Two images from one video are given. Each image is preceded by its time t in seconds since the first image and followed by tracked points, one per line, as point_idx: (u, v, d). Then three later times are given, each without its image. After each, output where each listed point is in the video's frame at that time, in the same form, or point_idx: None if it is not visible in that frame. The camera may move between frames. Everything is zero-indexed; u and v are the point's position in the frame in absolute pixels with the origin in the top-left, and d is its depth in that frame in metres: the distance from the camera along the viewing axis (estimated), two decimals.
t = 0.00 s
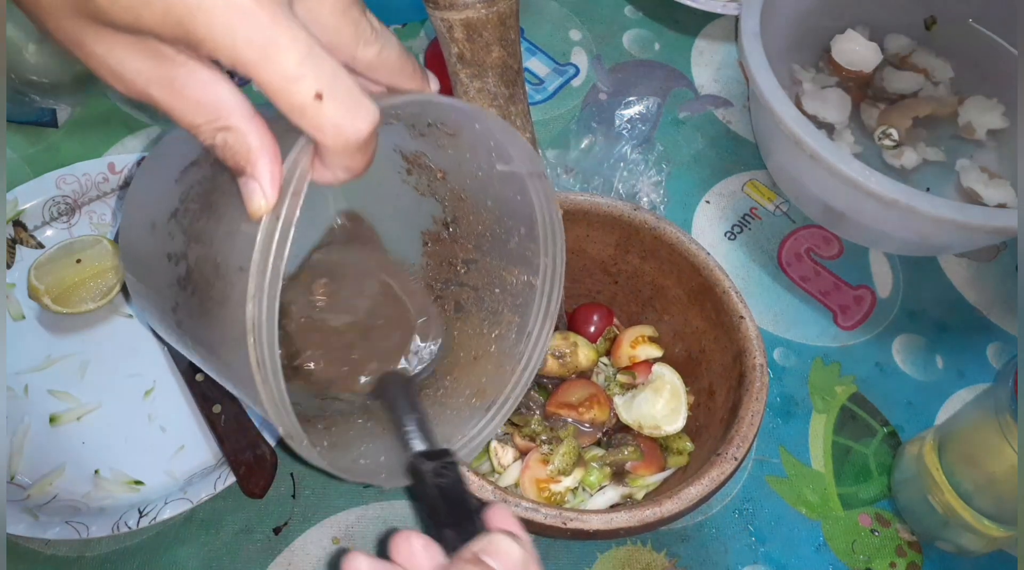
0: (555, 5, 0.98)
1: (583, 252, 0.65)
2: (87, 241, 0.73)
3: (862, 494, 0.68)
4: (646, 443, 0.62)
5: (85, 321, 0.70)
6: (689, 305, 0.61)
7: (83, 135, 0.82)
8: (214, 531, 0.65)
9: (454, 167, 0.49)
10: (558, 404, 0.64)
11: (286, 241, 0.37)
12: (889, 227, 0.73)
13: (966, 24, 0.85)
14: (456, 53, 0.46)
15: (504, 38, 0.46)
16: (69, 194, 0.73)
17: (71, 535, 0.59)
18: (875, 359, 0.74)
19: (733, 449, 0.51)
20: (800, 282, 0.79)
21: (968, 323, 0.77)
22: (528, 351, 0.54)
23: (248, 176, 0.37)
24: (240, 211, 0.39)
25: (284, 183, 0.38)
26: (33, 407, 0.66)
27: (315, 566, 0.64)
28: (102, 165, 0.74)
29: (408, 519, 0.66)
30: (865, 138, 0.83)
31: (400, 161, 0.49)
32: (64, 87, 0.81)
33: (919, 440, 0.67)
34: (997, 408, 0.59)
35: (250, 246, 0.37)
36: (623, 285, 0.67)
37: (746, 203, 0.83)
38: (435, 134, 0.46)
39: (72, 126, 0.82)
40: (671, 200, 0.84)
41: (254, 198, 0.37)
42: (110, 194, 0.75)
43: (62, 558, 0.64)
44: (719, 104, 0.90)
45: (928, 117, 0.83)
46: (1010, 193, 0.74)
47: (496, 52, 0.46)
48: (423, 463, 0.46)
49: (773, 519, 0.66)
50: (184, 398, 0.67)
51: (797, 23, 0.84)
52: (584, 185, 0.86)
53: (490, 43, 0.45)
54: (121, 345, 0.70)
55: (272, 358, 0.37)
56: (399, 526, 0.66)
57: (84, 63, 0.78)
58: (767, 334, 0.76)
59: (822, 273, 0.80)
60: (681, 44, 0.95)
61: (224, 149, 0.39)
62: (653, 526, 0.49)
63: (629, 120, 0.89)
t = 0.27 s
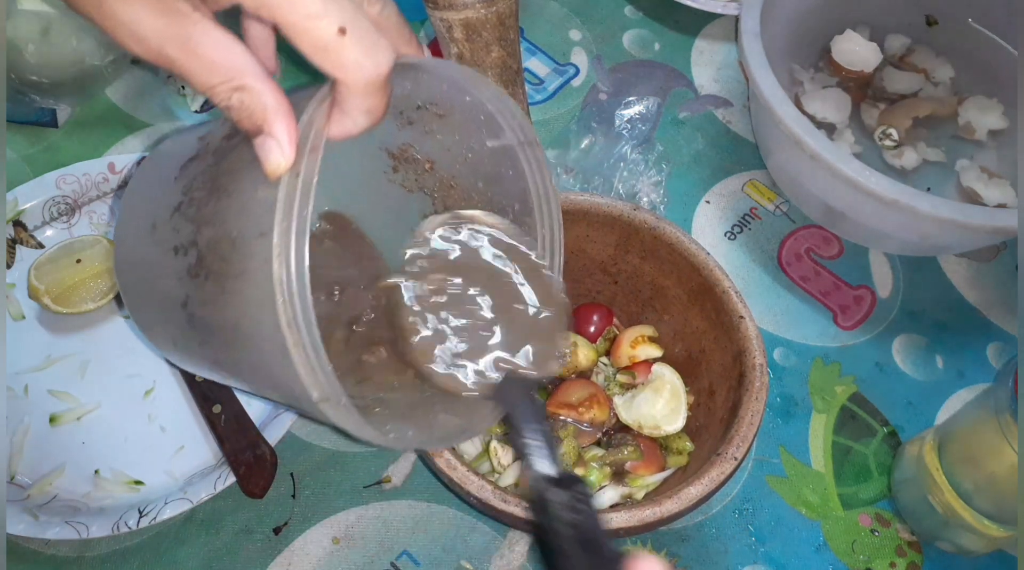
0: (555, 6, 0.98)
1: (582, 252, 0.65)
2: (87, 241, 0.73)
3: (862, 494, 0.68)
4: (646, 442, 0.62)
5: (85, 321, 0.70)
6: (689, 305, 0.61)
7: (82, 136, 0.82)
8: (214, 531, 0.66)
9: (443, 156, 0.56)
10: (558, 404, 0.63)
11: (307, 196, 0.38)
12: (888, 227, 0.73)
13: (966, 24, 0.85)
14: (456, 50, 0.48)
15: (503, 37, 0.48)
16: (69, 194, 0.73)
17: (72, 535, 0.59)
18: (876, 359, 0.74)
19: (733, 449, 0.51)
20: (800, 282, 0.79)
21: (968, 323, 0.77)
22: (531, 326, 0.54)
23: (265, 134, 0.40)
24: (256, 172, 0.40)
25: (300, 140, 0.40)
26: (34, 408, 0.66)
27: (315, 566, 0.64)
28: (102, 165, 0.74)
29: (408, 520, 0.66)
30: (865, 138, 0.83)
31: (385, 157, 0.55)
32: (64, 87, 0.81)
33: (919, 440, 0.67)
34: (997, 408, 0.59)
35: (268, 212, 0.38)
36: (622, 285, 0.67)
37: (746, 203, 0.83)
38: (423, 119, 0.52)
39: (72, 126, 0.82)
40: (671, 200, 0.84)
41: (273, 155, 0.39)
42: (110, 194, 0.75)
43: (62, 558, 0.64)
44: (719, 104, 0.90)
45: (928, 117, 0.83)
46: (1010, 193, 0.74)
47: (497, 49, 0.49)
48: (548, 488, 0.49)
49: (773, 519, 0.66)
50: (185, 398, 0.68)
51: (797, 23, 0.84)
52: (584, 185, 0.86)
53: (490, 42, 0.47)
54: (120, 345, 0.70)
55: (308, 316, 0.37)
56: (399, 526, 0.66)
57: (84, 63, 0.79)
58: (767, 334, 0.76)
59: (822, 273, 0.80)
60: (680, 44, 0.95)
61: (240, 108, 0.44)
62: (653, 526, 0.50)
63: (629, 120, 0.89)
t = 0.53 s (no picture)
0: (555, 6, 0.98)
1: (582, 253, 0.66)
2: (87, 241, 0.73)
3: (861, 494, 0.68)
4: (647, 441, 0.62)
5: (85, 321, 0.70)
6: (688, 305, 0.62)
7: (82, 136, 0.82)
8: (214, 532, 0.65)
9: (410, 146, 0.52)
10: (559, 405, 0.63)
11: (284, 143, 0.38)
12: (888, 228, 0.74)
13: (966, 24, 0.85)
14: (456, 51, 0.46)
15: (503, 38, 0.46)
16: (69, 194, 0.73)
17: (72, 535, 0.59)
18: (876, 359, 0.74)
19: (733, 449, 0.51)
20: (800, 282, 0.79)
21: (968, 323, 0.77)
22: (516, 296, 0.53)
23: (242, 91, 0.41)
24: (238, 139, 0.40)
25: (273, 93, 0.41)
26: (34, 407, 0.66)
27: (315, 566, 0.64)
28: (102, 165, 0.74)
29: (408, 520, 0.66)
30: (865, 138, 0.83)
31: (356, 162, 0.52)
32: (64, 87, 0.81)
33: (918, 440, 0.67)
34: (997, 409, 0.60)
35: (247, 165, 0.38)
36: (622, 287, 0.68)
37: (746, 203, 0.83)
38: (386, 107, 0.48)
39: (71, 126, 0.82)
40: (672, 200, 0.84)
41: (248, 107, 0.40)
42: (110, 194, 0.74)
43: (62, 558, 0.64)
44: (719, 104, 0.90)
45: (928, 117, 0.83)
46: (1010, 193, 0.74)
47: (496, 50, 0.46)
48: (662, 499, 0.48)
49: (773, 519, 0.66)
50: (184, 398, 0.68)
51: (798, 23, 0.84)
52: (584, 185, 0.86)
53: (490, 43, 0.45)
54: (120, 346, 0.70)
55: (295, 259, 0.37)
56: (399, 526, 0.66)
57: (84, 63, 0.79)
58: (768, 334, 0.76)
59: (822, 273, 0.80)
60: (680, 44, 0.95)
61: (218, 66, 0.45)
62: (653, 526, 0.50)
63: (629, 120, 0.89)
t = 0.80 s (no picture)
0: (554, 6, 0.98)
1: (582, 252, 0.65)
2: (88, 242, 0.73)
3: (862, 494, 0.68)
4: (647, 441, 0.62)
5: (85, 321, 0.70)
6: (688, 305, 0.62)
7: (82, 136, 0.82)
8: (214, 532, 0.65)
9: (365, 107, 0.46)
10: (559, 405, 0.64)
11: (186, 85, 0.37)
12: (888, 228, 0.74)
13: (966, 25, 0.85)
14: (455, 53, 0.45)
15: (504, 38, 0.45)
16: (69, 194, 0.73)
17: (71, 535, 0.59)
18: (876, 359, 0.74)
19: (733, 449, 0.51)
20: (800, 282, 0.79)
21: (968, 323, 0.77)
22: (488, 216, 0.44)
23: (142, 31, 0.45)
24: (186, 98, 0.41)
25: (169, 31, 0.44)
26: (34, 407, 0.66)
27: (315, 565, 0.64)
28: (102, 165, 0.74)
29: (408, 520, 0.66)
30: (865, 138, 0.83)
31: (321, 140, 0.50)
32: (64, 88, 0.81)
33: (919, 440, 0.67)
34: (997, 408, 0.60)
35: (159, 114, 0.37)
36: (622, 286, 0.67)
37: (746, 203, 0.83)
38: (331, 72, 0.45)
39: (72, 126, 0.82)
40: (671, 200, 0.84)
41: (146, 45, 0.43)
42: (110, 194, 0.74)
43: (63, 557, 0.64)
44: (719, 104, 0.90)
45: (928, 117, 0.83)
46: (1010, 193, 0.74)
47: (496, 51, 0.46)
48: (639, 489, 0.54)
49: (773, 519, 0.66)
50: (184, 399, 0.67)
51: (798, 23, 0.84)
52: (583, 185, 0.86)
53: (490, 43, 0.45)
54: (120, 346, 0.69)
55: (218, 191, 0.37)
56: (399, 525, 0.66)
57: (84, 63, 0.78)
58: (767, 334, 0.76)
59: (822, 273, 0.80)
60: (680, 44, 0.95)
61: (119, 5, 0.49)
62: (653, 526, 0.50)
63: (628, 120, 0.89)
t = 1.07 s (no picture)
0: (554, 6, 0.98)
1: (582, 252, 0.65)
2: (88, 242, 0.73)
3: (862, 494, 0.68)
4: (646, 441, 0.63)
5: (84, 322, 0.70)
6: (688, 305, 0.62)
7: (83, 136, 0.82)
8: (214, 532, 0.65)
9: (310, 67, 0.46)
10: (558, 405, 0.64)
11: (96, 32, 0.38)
12: (888, 228, 0.74)
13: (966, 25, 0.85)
14: (456, 53, 0.46)
15: (504, 39, 0.45)
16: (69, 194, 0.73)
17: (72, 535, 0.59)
18: (876, 359, 0.74)
19: (733, 449, 0.51)
20: (800, 282, 0.79)
21: (968, 323, 0.77)
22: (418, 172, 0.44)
23: None
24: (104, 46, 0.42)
25: None
26: (34, 407, 0.66)
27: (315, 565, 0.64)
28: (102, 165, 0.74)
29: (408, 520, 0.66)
30: (865, 138, 0.83)
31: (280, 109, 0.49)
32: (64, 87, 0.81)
33: (919, 440, 0.67)
34: (997, 408, 0.60)
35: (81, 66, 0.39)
36: (623, 286, 0.67)
37: (747, 203, 0.83)
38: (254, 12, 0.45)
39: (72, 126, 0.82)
40: (671, 200, 0.84)
41: None
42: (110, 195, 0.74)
43: (63, 557, 0.64)
44: (719, 104, 0.90)
45: (928, 117, 0.83)
46: (1010, 193, 0.74)
47: (496, 51, 0.46)
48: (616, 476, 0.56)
49: (773, 519, 0.66)
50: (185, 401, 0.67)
51: (798, 23, 0.84)
52: (583, 185, 0.86)
53: (490, 43, 0.45)
54: (121, 347, 0.69)
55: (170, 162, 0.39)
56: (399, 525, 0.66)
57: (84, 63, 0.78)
58: (767, 334, 0.76)
59: (822, 273, 0.80)
60: (680, 44, 0.95)
61: None
62: (653, 526, 0.50)
63: (628, 120, 0.89)
